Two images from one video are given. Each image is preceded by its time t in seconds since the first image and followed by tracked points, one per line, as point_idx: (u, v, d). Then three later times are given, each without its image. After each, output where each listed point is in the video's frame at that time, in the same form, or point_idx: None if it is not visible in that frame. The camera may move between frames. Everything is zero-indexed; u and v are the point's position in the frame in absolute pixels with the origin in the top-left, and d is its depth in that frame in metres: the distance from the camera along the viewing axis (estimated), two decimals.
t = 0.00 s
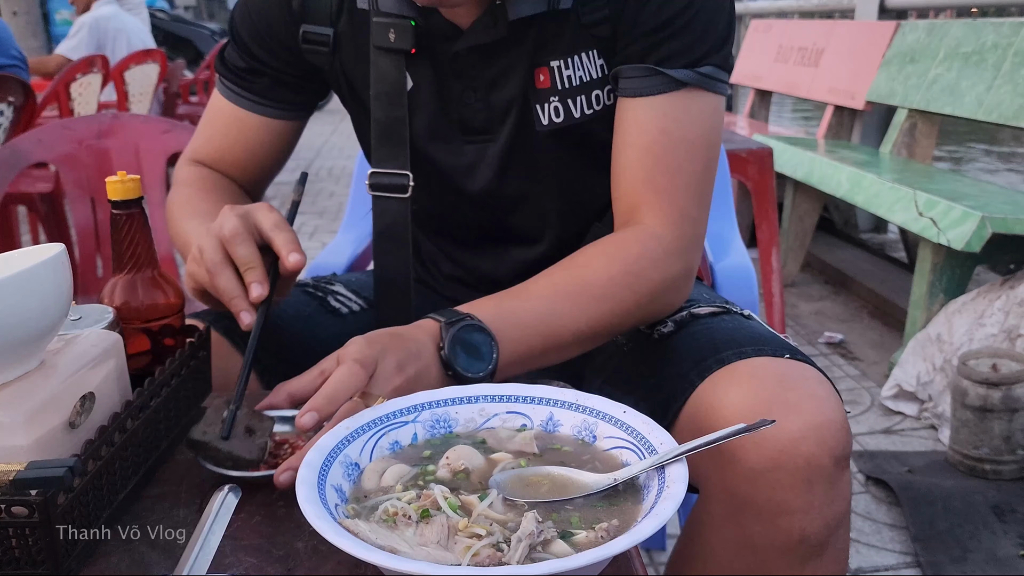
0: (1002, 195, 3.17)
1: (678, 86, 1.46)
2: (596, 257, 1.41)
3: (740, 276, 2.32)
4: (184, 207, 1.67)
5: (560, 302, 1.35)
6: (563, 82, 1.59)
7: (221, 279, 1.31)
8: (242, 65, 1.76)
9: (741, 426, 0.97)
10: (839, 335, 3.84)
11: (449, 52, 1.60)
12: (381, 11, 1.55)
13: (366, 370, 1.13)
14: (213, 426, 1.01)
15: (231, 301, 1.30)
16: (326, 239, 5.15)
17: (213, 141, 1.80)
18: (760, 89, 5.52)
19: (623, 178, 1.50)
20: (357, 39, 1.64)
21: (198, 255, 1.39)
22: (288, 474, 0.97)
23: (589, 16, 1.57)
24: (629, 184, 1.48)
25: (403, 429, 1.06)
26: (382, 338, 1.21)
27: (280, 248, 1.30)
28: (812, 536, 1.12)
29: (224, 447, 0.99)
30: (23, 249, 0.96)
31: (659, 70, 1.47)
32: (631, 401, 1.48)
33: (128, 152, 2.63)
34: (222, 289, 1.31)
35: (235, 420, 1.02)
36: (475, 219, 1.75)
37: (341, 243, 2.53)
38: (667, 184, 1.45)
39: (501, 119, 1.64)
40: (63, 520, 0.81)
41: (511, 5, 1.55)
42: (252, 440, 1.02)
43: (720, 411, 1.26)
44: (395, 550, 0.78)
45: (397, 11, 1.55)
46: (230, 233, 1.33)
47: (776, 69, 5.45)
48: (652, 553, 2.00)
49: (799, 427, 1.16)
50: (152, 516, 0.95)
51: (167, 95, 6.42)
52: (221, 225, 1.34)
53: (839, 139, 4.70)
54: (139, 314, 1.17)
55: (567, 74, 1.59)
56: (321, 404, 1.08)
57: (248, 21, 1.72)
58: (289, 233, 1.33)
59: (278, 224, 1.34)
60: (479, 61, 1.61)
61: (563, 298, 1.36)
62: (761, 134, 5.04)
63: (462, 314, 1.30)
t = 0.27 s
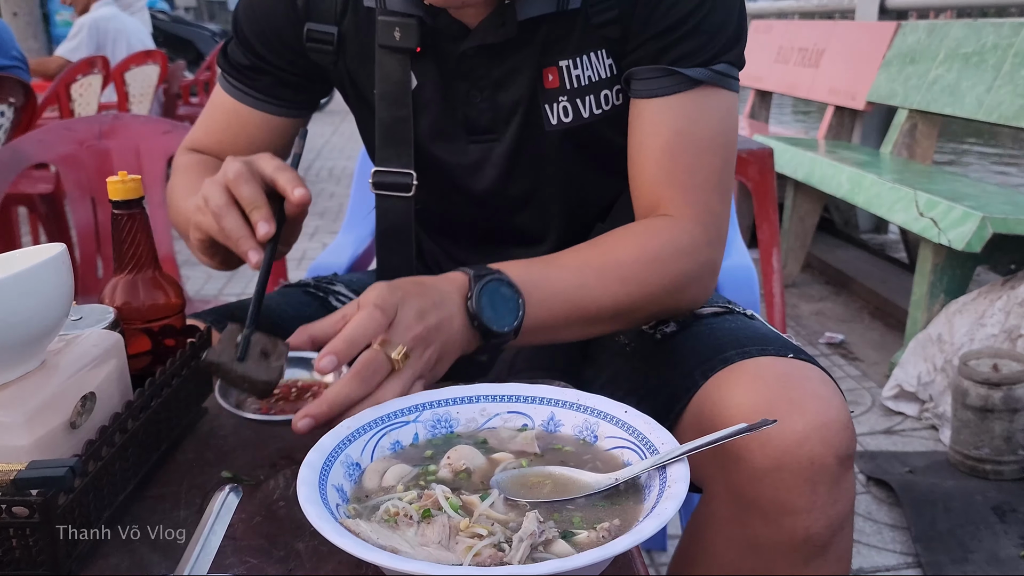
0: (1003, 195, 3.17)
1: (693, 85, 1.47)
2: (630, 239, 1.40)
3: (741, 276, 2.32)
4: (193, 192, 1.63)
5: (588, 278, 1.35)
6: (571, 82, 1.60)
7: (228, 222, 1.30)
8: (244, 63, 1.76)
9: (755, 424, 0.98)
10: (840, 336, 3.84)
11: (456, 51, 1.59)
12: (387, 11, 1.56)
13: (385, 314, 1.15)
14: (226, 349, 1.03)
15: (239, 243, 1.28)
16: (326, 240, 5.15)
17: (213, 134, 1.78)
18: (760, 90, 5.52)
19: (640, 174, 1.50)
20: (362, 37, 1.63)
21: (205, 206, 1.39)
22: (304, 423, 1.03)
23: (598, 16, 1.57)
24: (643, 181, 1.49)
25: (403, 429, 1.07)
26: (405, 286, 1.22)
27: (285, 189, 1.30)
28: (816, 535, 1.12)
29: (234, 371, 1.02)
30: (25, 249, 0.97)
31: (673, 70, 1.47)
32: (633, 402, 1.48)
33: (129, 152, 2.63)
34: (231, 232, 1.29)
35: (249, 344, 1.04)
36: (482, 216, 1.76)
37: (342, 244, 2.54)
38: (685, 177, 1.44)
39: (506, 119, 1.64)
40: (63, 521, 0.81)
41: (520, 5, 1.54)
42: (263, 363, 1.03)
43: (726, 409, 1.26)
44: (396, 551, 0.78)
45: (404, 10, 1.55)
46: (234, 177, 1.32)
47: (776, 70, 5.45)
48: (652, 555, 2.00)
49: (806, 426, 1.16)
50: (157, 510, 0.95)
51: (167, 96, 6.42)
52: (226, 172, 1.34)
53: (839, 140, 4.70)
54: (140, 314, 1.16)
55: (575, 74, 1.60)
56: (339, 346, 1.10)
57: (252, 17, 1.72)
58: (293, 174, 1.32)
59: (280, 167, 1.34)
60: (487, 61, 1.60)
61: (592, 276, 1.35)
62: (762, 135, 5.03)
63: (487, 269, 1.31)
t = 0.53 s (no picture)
0: (1002, 198, 3.18)
1: (703, 85, 1.47)
2: (645, 235, 1.40)
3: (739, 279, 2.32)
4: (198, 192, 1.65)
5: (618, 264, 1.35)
6: (575, 87, 1.63)
7: (242, 203, 1.25)
8: (244, 65, 1.76)
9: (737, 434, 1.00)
10: (839, 338, 3.84)
11: (458, 55, 1.61)
12: (391, 15, 1.56)
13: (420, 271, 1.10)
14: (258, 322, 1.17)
15: (254, 223, 1.23)
16: (325, 242, 5.15)
17: (212, 138, 1.79)
18: (759, 92, 5.52)
19: (656, 177, 1.50)
20: (364, 42, 1.64)
21: (214, 189, 1.33)
22: (339, 381, 1.00)
23: (604, 19, 1.59)
24: (658, 182, 1.49)
25: (400, 437, 1.08)
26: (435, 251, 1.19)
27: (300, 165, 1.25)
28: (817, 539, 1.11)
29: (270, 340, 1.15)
30: (21, 258, 0.97)
31: (684, 71, 1.48)
32: (632, 406, 1.48)
33: (128, 156, 2.63)
34: (245, 212, 1.24)
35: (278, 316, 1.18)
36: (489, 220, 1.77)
37: (341, 247, 2.54)
38: (702, 176, 1.45)
39: (509, 122, 1.65)
40: (60, 528, 0.81)
41: (524, 11, 1.56)
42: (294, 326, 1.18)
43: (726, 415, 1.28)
44: (391, 559, 0.78)
45: (409, 15, 1.56)
46: (244, 156, 1.27)
47: (776, 71, 5.45)
48: (651, 558, 2.00)
49: (807, 432, 1.17)
50: (157, 514, 0.95)
51: (167, 98, 6.42)
52: (234, 152, 1.29)
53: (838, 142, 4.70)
54: (137, 320, 1.17)
55: (579, 79, 1.63)
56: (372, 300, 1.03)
57: (253, 19, 1.73)
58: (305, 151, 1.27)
59: (291, 145, 1.29)
60: (490, 65, 1.61)
61: (619, 261, 1.35)
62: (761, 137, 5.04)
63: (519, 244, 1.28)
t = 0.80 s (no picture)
0: (1001, 200, 3.18)
1: (732, 91, 1.50)
2: (704, 237, 1.38)
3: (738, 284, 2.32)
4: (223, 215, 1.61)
5: (686, 269, 1.32)
6: (586, 98, 1.64)
7: (281, 205, 1.18)
8: (255, 75, 1.74)
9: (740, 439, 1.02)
10: (838, 340, 3.85)
11: (470, 65, 1.61)
12: (403, 25, 1.53)
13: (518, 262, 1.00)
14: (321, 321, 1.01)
15: (296, 226, 1.16)
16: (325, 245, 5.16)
17: (222, 160, 1.76)
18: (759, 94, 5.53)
19: (692, 184, 1.52)
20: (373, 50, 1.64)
21: (248, 195, 1.27)
22: (443, 379, 0.91)
23: (621, 31, 1.61)
24: (694, 189, 1.51)
25: (400, 442, 1.09)
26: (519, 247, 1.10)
27: (341, 165, 1.20)
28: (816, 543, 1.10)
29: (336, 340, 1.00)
30: (24, 265, 0.98)
31: (713, 78, 1.51)
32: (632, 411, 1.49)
33: (130, 160, 2.64)
34: (285, 215, 1.17)
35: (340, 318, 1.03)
36: (491, 228, 1.77)
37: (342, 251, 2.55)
38: (739, 180, 1.46)
39: (518, 132, 1.66)
40: (63, 534, 0.82)
41: (538, 22, 1.54)
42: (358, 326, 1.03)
43: (725, 419, 1.28)
44: (392, 566, 0.79)
45: (421, 25, 1.53)
46: (277, 155, 1.21)
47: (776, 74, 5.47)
48: (651, 561, 2.00)
49: (807, 437, 1.17)
50: (159, 519, 0.96)
51: (168, 101, 6.42)
52: (268, 154, 1.23)
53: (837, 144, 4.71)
54: (139, 327, 1.17)
55: (591, 90, 1.64)
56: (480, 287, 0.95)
57: (261, 29, 1.70)
58: (344, 150, 1.23)
59: (325, 146, 1.25)
60: (504, 74, 1.61)
61: (685, 261, 1.33)
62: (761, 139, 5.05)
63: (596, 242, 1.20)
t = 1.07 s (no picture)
0: (999, 202, 3.19)
1: (759, 111, 1.50)
2: (740, 261, 1.35)
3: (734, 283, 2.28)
4: (226, 237, 1.50)
5: (726, 288, 1.29)
6: (605, 115, 1.66)
7: (362, 229, 1.12)
8: (266, 80, 1.62)
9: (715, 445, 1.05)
10: (837, 341, 3.85)
11: (489, 80, 1.61)
12: (423, 37, 1.53)
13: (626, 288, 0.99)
14: (449, 356, 1.01)
15: (381, 252, 1.10)
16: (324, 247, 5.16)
17: (233, 172, 1.62)
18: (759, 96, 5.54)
19: (713, 203, 1.50)
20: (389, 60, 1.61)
21: (313, 217, 1.20)
22: (557, 409, 0.88)
23: (642, 50, 1.62)
24: (717, 212, 1.49)
25: (397, 445, 1.09)
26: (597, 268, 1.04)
27: (426, 190, 1.16)
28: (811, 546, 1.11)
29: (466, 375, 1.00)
30: (22, 267, 0.98)
31: (740, 98, 1.51)
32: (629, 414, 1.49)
33: (130, 163, 2.64)
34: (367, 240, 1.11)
35: (465, 350, 1.03)
36: (496, 240, 1.76)
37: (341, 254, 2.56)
38: (764, 204, 1.45)
39: (535, 149, 1.67)
40: (60, 536, 0.82)
41: (561, 39, 1.54)
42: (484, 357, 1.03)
43: (717, 422, 1.30)
44: (388, 568, 0.79)
45: (439, 38, 1.53)
46: (353, 176, 1.15)
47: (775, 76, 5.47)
48: (650, 562, 2.00)
49: (803, 439, 1.18)
50: (156, 521, 0.96)
51: (168, 104, 6.42)
52: (343, 174, 1.16)
53: (836, 146, 4.71)
54: (137, 330, 1.17)
55: (609, 108, 1.66)
56: (603, 313, 0.94)
57: (274, 31, 1.60)
58: (424, 176, 1.19)
59: (401, 168, 1.21)
60: (521, 91, 1.62)
61: (723, 281, 1.30)
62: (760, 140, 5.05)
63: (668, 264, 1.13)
